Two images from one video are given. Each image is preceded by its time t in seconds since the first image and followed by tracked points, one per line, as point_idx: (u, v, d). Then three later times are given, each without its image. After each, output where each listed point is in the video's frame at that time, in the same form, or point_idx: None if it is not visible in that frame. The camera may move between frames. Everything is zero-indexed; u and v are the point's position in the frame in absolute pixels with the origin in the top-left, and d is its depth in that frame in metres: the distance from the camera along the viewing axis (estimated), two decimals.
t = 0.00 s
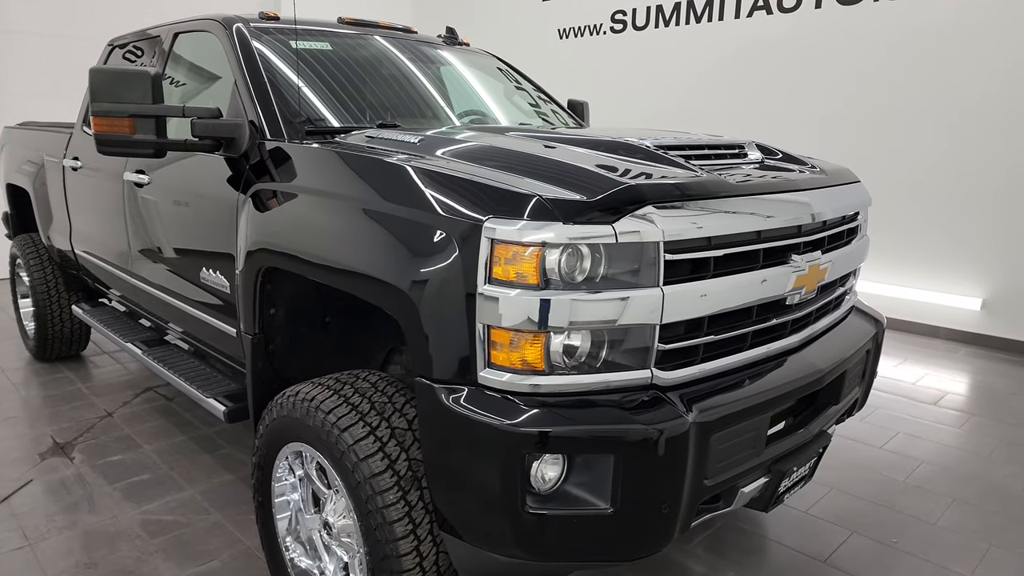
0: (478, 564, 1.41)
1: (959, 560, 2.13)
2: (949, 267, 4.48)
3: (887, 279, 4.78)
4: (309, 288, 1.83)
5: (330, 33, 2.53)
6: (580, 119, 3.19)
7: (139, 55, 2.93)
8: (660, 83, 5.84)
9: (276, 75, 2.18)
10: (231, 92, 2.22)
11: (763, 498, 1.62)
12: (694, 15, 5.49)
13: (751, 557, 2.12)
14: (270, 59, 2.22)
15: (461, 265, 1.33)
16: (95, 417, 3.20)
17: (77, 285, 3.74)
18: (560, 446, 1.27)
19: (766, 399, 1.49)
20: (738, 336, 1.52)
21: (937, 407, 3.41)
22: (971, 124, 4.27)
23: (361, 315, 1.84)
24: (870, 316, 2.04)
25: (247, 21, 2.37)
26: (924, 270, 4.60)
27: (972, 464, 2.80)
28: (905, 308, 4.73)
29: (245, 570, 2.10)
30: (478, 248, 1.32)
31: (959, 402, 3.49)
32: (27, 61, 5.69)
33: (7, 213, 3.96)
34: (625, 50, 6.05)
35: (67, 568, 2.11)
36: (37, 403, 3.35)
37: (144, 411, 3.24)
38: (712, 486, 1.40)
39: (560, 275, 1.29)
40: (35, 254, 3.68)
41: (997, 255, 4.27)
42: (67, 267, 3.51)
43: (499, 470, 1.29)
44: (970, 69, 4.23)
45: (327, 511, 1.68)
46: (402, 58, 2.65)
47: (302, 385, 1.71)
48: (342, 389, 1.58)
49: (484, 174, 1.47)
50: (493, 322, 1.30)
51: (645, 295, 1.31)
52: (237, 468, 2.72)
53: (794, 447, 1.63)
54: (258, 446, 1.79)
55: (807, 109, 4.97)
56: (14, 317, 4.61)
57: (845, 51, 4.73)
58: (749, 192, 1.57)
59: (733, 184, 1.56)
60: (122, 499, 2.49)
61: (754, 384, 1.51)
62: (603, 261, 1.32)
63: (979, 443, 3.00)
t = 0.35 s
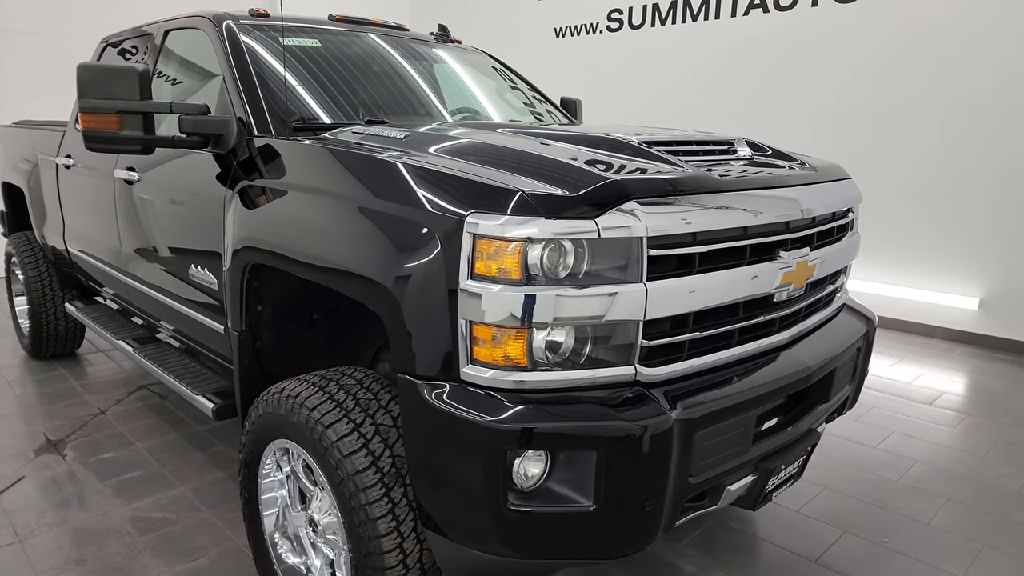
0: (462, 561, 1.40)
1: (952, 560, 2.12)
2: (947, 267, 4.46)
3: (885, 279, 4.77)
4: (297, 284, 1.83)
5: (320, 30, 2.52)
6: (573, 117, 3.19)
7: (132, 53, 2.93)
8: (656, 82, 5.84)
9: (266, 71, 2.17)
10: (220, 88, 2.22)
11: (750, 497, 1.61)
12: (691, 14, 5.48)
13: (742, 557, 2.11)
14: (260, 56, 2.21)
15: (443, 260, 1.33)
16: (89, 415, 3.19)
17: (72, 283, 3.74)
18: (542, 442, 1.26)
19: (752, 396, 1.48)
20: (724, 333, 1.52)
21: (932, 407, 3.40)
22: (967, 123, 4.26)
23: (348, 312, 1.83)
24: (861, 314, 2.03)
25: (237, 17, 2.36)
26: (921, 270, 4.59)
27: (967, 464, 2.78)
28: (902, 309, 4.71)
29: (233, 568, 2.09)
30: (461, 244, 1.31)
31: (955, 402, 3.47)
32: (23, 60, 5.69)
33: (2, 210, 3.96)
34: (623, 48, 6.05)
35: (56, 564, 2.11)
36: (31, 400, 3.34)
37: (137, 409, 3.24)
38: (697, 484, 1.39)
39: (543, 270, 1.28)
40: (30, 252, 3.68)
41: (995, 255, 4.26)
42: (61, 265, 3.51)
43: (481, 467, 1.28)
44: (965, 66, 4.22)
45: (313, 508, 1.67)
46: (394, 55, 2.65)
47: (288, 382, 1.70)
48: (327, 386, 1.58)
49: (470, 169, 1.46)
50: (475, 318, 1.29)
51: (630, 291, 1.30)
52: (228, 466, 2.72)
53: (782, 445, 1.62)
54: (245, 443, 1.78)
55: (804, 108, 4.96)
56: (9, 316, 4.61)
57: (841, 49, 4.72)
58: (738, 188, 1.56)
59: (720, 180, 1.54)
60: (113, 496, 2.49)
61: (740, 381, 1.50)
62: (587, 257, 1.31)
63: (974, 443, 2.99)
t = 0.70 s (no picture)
0: (455, 558, 1.41)
1: (949, 561, 2.12)
2: (951, 268, 4.44)
3: (889, 279, 4.75)
4: (293, 282, 1.85)
5: (320, 30, 2.54)
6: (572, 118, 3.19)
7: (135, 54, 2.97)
8: (659, 83, 5.83)
9: (266, 72, 2.19)
10: (220, 88, 2.23)
11: (743, 495, 1.61)
12: (693, 13, 5.47)
13: (738, 556, 2.11)
14: (260, 56, 2.23)
15: (435, 258, 1.34)
16: (93, 411, 3.22)
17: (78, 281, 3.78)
18: (532, 440, 1.27)
19: (745, 394, 1.49)
20: (716, 331, 1.52)
21: (933, 408, 3.39)
22: (969, 122, 4.24)
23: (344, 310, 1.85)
24: (858, 314, 2.03)
25: (237, 17, 2.38)
26: (924, 271, 4.57)
27: (967, 465, 2.77)
28: (906, 310, 4.69)
29: (232, 563, 2.11)
30: (452, 242, 1.32)
31: (957, 403, 3.46)
32: (29, 60, 5.74)
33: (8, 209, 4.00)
34: (625, 48, 6.05)
35: (57, 558, 2.13)
36: (36, 397, 3.38)
37: (140, 406, 3.27)
38: (689, 482, 1.39)
39: (533, 268, 1.29)
40: (37, 250, 3.72)
41: (1000, 256, 4.24)
42: (66, 263, 3.55)
43: (472, 463, 1.29)
44: (967, 65, 4.21)
45: (309, 504, 1.69)
46: (394, 56, 2.66)
47: (285, 379, 1.72)
48: (323, 383, 1.59)
49: (464, 169, 1.47)
50: (466, 316, 1.30)
51: (620, 289, 1.31)
52: (228, 463, 2.74)
53: (776, 444, 1.62)
54: (242, 439, 1.80)
55: (806, 107, 4.95)
56: (16, 314, 4.65)
57: (844, 49, 4.70)
58: (732, 187, 1.56)
59: (713, 179, 1.55)
60: (114, 492, 2.51)
61: (733, 380, 1.51)
62: (577, 255, 1.32)
63: (974, 444, 2.98)
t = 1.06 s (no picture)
0: (456, 557, 1.43)
1: (954, 564, 2.12)
2: (960, 270, 4.42)
3: (897, 281, 4.73)
4: (300, 283, 1.87)
5: (327, 34, 2.56)
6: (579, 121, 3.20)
7: (146, 57, 3.01)
8: (667, 84, 5.83)
9: (274, 75, 2.22)
10: (228, 91, 2.26)
11: (745, 497, 1.61)
12: (701, 15, 5.47)
13: (742, 558, 2.11)
14: (268, 60, 2.25)
15: (437, 261, 1.35)
16: (104, 410, 3.26)
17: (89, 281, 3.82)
18: (534, 440, 1.28)
19: (746, 396, 1.49)
20: (718, 333, 1.53)
21: (940, 411, 3.37)
22: (977, 122, 4.23)
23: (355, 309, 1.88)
24: (862, 316, 2.03)
25: (245, 21, 2.41)
26: (933, 273, 4.55)
27: (974, 469, 2.76)
28: (914, 312, 4.67)
29: (239, 560, 2.13)
30: (453, 244, 1.34)
31: (965, 406, 3.44)
32: (42, 63, 5.82)
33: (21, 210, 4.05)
34: (633, 50, 6.05)
35: (67, 554, 2.16)
36: (48, 396, 3.42)
37: (150, 405, 3.30)
38: (689, 483, 1.40)
39: (534, 271, 1.30)
40: (49, 250, 3.77)
41: (1009, 258, 4.21)
42: (78, 264, 3.59)
43: (473, 463, 1.30)
44: (974, 65, 4.20)
45: (314, 503, 1.71)
46: (401, 58, 2.68)
47: (290, 378, 1.74)
48: (328, 382, 1.61)
49: (467, 172, 1.49)
50: (468, 317, 1.32)
51: (621, 292, 1.32)
52: (236, 461, 2.76)
53: (779, 446, 1.62)
54: (248, 438, 1.82)
55: (814, 108, 4.94)
56: (28, 312, 4.71)
57: (852, 50, 4.69)
58: (734, 189, 1.57)
59: (715, 181, 1.55)
60: (124, 489, 2.54)
61: (734, 382, 1.51)
62: (579, 258, 1.33)
63: (982, 448, 2.96)
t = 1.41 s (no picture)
0: (457, 553, 1.45)
1: (955, 564, 2.12)
2: (965, 270, 4.41)
3: (902, 282, 4.73)
4: (305, 283, 1.89)
5: (332, 36, 2.58)
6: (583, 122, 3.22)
7: (154, 59, 3.04)
8: (672, 86, 5.84)
9: (280, 77, 2.24)
10: (234, 93, 2.29)
11: (744, 495, 1.63)
12: (706, 15, 5.48)
13: (743, 557, 2.12)
14: (274, 62, 2.28)
15: (439, 261, 1.37)
16: (112, 408, 3.30)
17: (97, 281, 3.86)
18: (534, 439, 1.30)
19: (745, 396, 1.51)
20: (717, 333, 1.54)
21: (944, 411, 3.37)
22: (980, 122, 4.23)
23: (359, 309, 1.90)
24: (862, 317, 2.04)
25: (252, 23, 2.44)
26: (938, 273, 4.54)
27: (977, 469, 2.77)
28: (918, 312, 4.67)
29: (245, 557, 2.16)
30: (455, 245, 1.36)
31: (969, 407, 3.44)
32: (51, 64, 5.87)
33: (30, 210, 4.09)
34: (638, 50, 6.06)
35: (76, 551, 2.20)
36: (58, 394, 3.46)
37: (157, 404, 3.34)
38: (688, 481, 1.42)
39: (534, 271, 1.32)
40: (58, 250, 3.81)
41: (1014, 258, 4.21)
42: (86, 264, 3.63)
43: (475, 461, 1.32)
44: (977, 65, 4.20)
45: (319, 500, 1.73)
46: (406, 60, 2.71)
47: (295, 377, 1.76)
48: (332, 381, 1.64)
49: (469, 174, 1.51)
50: (470, 317, 1.33)
51: (621, 293, 1.34)
52: (242, 460, 2.79)
53: (778, 445, 1.64)
54: (254, 436, 1.85)
55: (819, 109, 4.95)
56: (37, 312, 4.76)
57: (856, 51, 4.70)
58: (734, 190, 1.58)
59: (714, 183, 1.57)
60: (132, 487, 2.58)
61: (734, 382, 1.53)
62: (579, 259, 1.35)
63: (986, 448, 2.96)
